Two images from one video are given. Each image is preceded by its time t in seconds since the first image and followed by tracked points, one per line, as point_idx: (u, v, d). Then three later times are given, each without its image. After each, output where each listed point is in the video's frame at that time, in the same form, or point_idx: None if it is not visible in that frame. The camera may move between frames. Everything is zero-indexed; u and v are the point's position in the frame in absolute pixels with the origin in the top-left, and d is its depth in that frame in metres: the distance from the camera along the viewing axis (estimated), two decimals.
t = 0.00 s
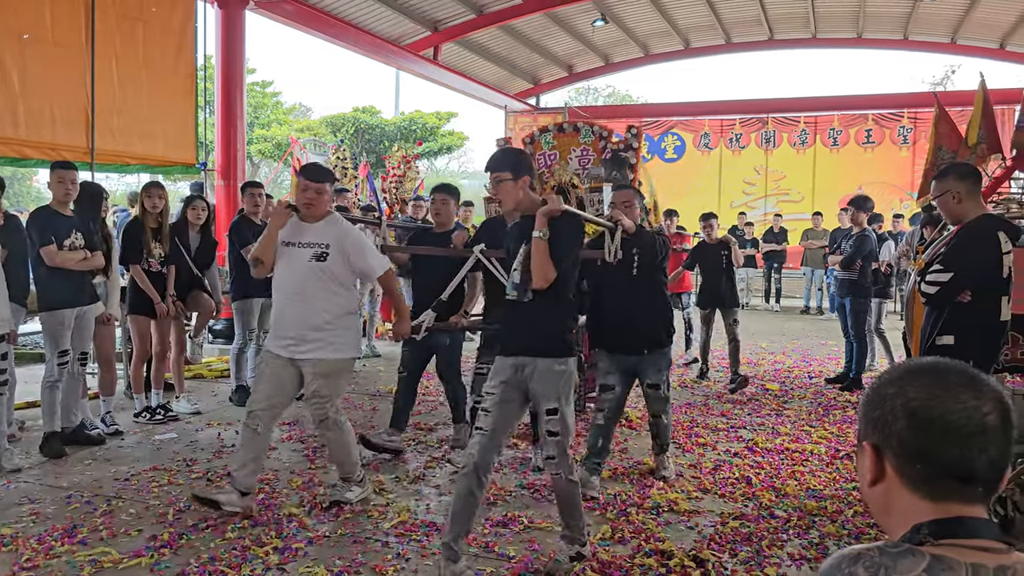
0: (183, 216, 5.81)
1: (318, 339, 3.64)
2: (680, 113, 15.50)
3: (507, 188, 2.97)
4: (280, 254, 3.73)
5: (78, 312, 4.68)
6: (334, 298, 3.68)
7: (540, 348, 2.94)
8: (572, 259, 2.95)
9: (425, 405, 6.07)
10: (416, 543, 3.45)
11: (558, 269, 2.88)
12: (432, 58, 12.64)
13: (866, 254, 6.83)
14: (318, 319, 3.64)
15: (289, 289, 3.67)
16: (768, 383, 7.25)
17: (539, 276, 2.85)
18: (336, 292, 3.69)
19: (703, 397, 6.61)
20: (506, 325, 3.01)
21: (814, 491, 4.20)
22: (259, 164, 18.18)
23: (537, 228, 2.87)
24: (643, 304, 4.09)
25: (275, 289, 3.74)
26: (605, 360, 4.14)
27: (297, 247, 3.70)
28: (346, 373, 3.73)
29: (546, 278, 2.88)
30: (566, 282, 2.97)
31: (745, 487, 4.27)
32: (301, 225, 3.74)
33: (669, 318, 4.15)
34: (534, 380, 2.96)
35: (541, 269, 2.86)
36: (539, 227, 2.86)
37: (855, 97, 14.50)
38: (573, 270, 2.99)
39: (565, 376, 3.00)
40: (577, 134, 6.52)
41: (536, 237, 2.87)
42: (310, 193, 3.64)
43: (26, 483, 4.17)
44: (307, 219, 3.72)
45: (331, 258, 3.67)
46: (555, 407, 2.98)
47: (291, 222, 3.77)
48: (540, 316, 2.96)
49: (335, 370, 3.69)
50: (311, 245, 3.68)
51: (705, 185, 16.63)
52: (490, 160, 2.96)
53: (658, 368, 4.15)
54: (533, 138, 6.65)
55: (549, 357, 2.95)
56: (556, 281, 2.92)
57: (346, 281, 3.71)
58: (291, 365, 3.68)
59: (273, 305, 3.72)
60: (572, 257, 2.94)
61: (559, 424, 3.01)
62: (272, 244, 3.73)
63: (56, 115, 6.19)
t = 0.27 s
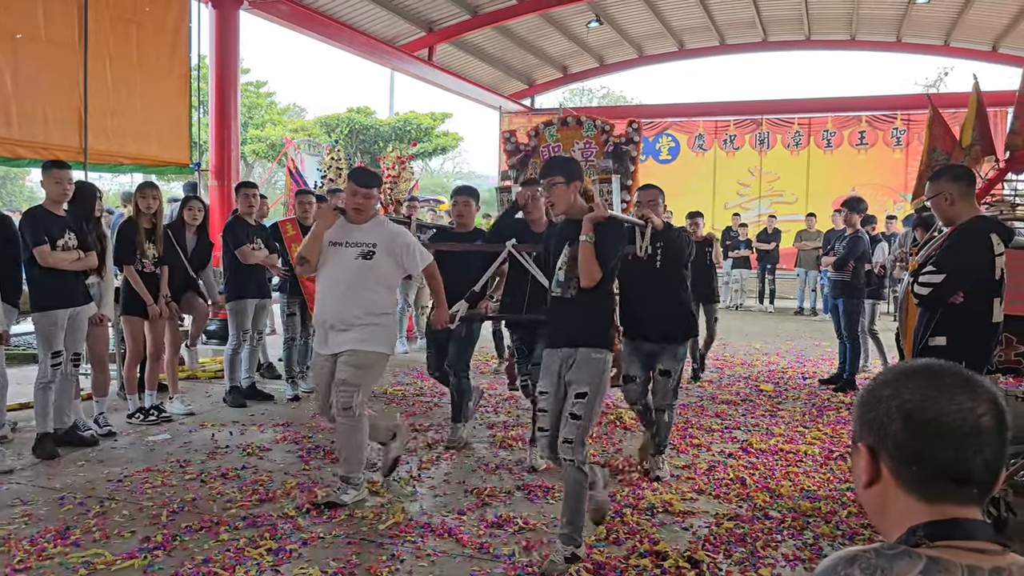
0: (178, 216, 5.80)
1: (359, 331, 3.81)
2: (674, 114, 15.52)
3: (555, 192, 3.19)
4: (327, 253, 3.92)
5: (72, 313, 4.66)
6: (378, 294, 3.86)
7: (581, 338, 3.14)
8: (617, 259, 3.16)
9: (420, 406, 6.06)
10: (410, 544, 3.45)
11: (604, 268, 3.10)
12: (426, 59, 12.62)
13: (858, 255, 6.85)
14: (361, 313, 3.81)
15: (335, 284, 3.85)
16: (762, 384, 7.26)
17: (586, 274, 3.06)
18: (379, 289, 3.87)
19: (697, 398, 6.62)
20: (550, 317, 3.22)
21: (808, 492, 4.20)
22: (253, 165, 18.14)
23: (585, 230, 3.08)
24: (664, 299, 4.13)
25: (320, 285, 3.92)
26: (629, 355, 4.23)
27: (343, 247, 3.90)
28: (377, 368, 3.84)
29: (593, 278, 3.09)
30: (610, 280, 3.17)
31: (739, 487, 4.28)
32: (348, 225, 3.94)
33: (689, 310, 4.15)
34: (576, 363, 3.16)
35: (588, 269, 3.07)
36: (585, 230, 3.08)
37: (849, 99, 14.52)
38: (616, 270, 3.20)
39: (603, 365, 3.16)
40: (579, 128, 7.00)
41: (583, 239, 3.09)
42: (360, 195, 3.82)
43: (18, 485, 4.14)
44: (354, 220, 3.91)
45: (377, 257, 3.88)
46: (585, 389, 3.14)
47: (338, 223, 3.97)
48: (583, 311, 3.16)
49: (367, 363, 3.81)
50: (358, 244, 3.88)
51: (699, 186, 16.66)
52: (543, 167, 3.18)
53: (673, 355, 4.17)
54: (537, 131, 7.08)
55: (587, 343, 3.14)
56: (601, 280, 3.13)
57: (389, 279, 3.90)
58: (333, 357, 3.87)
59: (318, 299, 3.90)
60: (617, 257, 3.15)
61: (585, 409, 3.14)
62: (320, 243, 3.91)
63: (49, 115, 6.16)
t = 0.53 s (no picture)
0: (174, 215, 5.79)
1: (405, 320, 4.02)
2: (670, 114, 15.53)
3: (586, 195, 3.69)
4: (367, 248, 4.12)
5: (66, 312, 4.65)
6: (420, 286, 4.06)
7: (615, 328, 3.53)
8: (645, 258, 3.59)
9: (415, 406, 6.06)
10: (406, 544, 3.44)
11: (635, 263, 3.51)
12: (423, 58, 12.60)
13: (853, 255, 6.85)
14: (406, 303, 4.02)
15: (380, 278, 4.04)
16: (758, 384, 7.27)
17: (619, 268, 3.46)
18: (421, 281, 4.08)
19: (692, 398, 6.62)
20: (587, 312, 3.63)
21: (803, 492, 4.21)
22: (248, 165, 18.11)
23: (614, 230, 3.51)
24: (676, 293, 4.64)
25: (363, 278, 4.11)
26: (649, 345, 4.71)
27: (383, 242, 4.09)
28: (424, 354, 4.05)
29: (625, 274, 3.50)
30: (640, 277, 3.58)
31: (734, 487, 4.28)
32: (387, 221, 4.14)
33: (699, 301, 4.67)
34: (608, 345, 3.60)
35: (621, 266, 3.49)
36: (615, 231, 3.51)
37: (844, 100, 14.54)
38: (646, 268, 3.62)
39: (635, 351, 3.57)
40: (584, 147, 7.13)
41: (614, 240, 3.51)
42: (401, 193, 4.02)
43: (12, 485, 4.13)
44: (393, 216, 4.11)
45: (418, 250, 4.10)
46: (615, 368, 3.53)
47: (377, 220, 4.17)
48: (618, 304, 3.58)
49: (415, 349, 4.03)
50: (398, 239, 4.08)
51: (695, 187, 16.68)
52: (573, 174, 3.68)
53: (686, 344, 4.65)
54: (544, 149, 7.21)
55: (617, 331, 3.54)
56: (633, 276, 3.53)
57: (428, 273, 4.10)
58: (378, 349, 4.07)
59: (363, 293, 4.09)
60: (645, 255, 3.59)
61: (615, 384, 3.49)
62: (360, 239, 4.11)
63: (44, 114, 6.13)
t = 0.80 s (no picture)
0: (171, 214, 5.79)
1: (445, 318, 4.44)
2: (667, 116, 15.55)
3: (608, 201, 3.99)
4: (403, 249, 4.41)
5: (63, 313, 4.64)
6: (452, 286, 4.47)
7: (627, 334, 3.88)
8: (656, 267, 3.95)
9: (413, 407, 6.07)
10: (403, 545, 3.44)
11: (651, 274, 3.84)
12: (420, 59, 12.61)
13: (850, 257, 6.85)
14: (445, 302, 4.42)
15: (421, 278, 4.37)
16: (755, 385, 7.29)
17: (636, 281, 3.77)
18: (452, 280, 4.50)
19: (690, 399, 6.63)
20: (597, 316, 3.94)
21: (800, 493, 4.21)
22: (246, 165, 18.10)
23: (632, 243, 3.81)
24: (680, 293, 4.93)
25: (400, 278, 4.42)
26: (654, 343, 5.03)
27: (419, 243, 4.41)
28: (458, 350, 4.53)
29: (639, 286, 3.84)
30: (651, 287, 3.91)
31: (731, 488, 4.28)
32: (418, 224, 4.46)
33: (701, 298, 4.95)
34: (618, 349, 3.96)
35: (636, 280, 3.82)
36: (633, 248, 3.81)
37: (841, 101, 14.55)
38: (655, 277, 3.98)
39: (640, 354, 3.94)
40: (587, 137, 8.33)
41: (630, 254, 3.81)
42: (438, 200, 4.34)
43: (7, 485, 4.12)
44: (428, 219, 4.44)
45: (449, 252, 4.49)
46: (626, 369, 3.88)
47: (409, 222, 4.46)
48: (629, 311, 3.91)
49: (454, 343, 4.49)
50: (433, 242, 4.43)
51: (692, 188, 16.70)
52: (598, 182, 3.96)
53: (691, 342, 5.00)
54: (549, 139, 8.37)
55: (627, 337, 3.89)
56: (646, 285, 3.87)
57: (458, 273, 4.51)
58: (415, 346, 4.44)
59: (402, 292, 4.39)
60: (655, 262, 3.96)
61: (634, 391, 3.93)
62: (397, 240, 4.38)
63: (41, 114, 6.13)
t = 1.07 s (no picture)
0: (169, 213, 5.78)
1: (473, 308, 4.85)
2: (667, 116, 15.55)
3: (618, 194, 4.51)
4: (435, 245, 4.78)
5: (63, 311, 4.64)
6: (477, 280, 4.86)
7: (636, 313, 4.36)
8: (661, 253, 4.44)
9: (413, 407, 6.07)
10: (403, 545, 3.44)
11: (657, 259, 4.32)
12: (421, 59, 12.60)
13: (849, 258, 6.85)
14: (474, 294, 4.83)
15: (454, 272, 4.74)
16: (755, 385, 7.29)
17: (642, 265, 4.26)
18: (477, 274, 4.92)
19: (689, 399, 6.63)
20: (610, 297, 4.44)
21: (800, 494, 4.21)
22: (246, 164, 18.10)
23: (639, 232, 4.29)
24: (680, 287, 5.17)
25: (434, 272, 4.78)
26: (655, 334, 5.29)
27: (449, 240, 4.79)
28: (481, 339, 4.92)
29: (647, 266, 4.31)
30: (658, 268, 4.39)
31: (731, 488, 4.28)
32: (448, 222, 4.84)
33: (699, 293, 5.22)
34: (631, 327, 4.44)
35: (644, 261, 4.29)
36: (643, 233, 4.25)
37: (841, 102, 14.55)
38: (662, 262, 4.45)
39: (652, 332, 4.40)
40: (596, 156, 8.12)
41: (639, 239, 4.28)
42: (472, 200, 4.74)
43: (7, 484, 4.12)
44: (458, 218, 4.82)
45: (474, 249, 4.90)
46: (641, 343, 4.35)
47: (439, 221, 4.83)
48: (639, 292, 4.38)
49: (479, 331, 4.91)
50: (462, 239, 4.81)
51: (692, 188, 16.70)
52: (608, 179, 4.50)
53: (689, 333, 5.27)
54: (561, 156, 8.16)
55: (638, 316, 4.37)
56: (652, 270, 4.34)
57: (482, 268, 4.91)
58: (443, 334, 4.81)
59: (436, 285, 4.74)
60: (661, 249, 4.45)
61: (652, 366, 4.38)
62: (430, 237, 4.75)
63: (41, 113, 6.12)
